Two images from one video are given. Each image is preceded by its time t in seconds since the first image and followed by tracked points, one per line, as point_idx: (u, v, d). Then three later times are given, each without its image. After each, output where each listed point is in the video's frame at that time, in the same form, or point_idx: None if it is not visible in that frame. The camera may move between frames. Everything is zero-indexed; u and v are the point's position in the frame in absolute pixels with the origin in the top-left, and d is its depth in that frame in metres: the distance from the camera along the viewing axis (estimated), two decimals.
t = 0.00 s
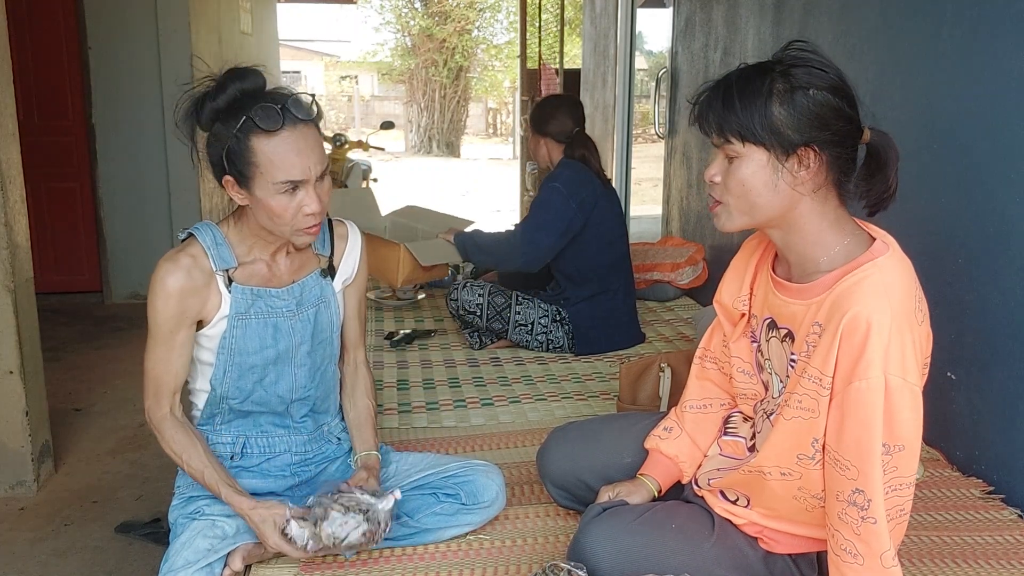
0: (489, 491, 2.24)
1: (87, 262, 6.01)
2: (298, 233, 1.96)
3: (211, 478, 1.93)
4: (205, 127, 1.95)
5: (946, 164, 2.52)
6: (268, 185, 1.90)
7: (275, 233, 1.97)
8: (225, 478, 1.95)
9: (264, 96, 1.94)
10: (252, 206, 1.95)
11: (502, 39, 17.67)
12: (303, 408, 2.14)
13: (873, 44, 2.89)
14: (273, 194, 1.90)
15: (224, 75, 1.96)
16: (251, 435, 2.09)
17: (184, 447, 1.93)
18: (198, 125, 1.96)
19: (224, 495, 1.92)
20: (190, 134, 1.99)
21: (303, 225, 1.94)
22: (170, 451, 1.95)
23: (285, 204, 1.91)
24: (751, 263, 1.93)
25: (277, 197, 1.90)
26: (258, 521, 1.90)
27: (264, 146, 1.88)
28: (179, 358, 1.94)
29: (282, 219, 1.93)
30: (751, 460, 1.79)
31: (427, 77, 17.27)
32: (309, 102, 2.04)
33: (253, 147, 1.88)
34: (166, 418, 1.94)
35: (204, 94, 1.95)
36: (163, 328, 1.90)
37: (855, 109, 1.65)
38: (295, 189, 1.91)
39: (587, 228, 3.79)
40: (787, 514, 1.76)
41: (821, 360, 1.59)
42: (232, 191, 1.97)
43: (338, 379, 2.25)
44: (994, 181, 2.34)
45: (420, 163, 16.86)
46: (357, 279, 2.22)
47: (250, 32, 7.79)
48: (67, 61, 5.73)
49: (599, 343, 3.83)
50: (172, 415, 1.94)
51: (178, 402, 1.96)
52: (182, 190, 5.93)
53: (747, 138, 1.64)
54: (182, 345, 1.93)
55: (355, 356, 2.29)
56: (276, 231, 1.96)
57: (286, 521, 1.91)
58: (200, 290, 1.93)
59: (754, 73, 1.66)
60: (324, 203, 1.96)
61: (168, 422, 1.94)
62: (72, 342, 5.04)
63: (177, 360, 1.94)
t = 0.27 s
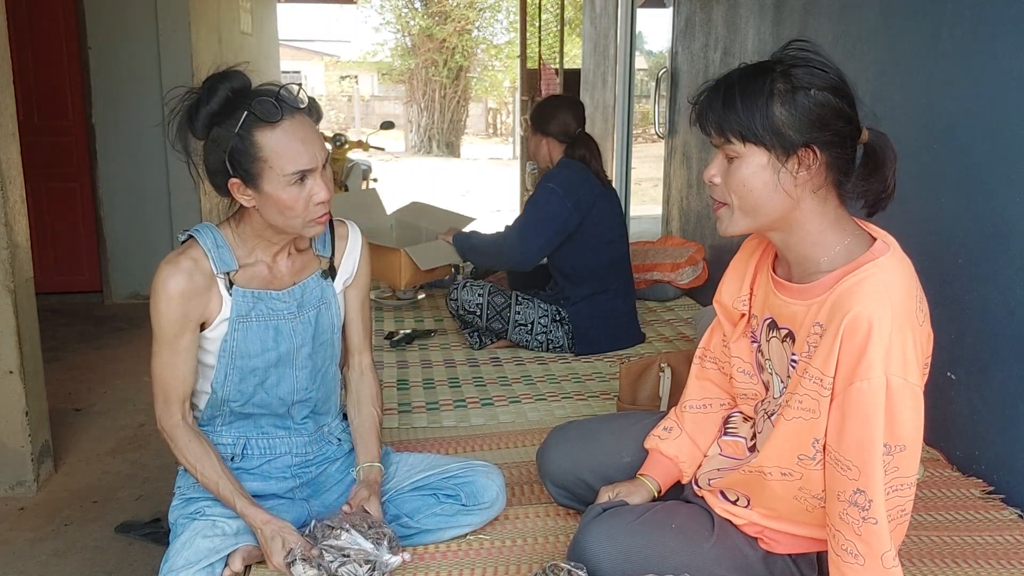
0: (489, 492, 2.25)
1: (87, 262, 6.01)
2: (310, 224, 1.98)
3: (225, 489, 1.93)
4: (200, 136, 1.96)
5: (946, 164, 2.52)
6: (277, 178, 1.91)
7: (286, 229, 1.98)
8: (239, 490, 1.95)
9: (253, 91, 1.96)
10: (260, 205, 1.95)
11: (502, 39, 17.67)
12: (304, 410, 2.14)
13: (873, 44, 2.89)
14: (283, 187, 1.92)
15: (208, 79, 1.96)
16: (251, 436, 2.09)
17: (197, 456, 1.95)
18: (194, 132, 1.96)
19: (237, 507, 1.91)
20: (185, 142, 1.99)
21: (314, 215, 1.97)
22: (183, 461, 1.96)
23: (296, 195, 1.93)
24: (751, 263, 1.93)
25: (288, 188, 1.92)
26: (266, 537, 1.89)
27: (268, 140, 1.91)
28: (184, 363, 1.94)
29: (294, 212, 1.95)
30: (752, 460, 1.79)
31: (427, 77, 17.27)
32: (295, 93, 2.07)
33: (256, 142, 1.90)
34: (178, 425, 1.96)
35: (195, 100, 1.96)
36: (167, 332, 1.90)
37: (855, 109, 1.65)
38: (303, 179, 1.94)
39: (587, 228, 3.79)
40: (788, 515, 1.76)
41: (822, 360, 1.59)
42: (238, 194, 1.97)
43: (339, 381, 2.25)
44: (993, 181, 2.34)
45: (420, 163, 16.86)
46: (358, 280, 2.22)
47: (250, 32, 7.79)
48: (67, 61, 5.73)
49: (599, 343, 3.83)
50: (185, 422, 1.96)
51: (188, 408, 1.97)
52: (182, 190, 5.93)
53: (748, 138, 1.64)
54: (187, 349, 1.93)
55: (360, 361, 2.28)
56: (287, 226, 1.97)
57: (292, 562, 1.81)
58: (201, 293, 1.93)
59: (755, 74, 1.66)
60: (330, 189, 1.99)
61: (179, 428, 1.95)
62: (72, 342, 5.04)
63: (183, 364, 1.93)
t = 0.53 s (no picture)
0: (489, 492, 2.25)
1: (87, 262, 6.01)
2: (309, 224, 1.98)
3: (224, 493, 1.93)
4: (201, 133, 1.96)
5: (946, 165, 2.53)
6: (279, 176, 1.92)
7: (285, 228, 1.98)
8: (238, 495, 1.94)
9: (256, 89, 1.96)
10: (260, 203, 1.96)
11: (502, 39, 17.67)
12: (303, 411, 2.14)
13: (873, 44, 2.90)
14: (285, 185, 1.93)
15: (211, 76, 1.96)
16: (251, 436, 2.10)
17: (198, 460, 1.95)
18: (193, 131, 1.96)
19: (235, 510, 1.92)
20: (182, 141, 1.99)
21: (314, 214, 1.97)
22: (182, 462, 1.96)
23: (297, 194, 1.94)
24: (748, 263, 1.93)
25: (289, 187, 1.93)
26: (263, 537, 1.88)
27: (271, 138, 1.92)
28: (184, 365, 1.94)
29: (294, 210, 1.95)
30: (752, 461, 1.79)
31: (427, 77, 17.27)
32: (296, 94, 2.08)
33: (260, 139, 1.91)
34: (177, 427, 1.95)
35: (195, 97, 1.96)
36: (166, 333, 1.90)
37: (852, 109, 1.65)
38: (304, 177, 1.94)
39: (587, 228, 3.79)
40: (788, 515, 1.76)
41: (820, 360, 1.59)
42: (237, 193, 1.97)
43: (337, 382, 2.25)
44: (993, 182, 2.34)
45: (420, 163, 16.86)
46: (357, 281, 2.22)
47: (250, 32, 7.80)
48: (67, 61, 5.73)
49: (599, 343, 3.84)
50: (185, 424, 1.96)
51: (188, 410, 1.97)
52: (182, 190, 5.93)
53: (745, 138, 1.64)
54: (186, 350, 1.93)
55: (355, 365, 2.28)
56: (286, 225, 1.97)
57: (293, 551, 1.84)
58: (199, 294, 1.93)
59: (752, 74, 1.66)
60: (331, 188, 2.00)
61: (179, 430, 1.95)
62: (72, 342, 5.05)
63: (182, 364, 1.94)
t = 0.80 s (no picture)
0: (489, 492, 2.25)
1: (87, 262, 6.01)
2: (309, 221, 1.98)
3: (229, 494, 1.93)
4: (203, 131, 1.95)
5: (945, 164, 2.53)
6: (280, 173, 1.92)
7: (285, 227, 1.98)
8: (240, 496, 1.94)
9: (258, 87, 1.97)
10: (260, 201, 1.95)
11: (502, 39, 17.66)
12: (302, 410, 2.14)
13: (873, 44, 2.90)
14: (286, 182, 1.93)
15: (211, 75, 1.96)
16: (250, 436, 2.10)
17: (202, 460, 1.94)
18: (196, 126, 1.96)
19: (239, 512, 1.91)
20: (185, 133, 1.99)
21: (314, 212, 1.97)
22: (186, 462, 1.96)
23: (298, 191, 1.94)
24: (734, 262, 1.93)
25: (291, 184, 1.93)
26: (267, 544, 1.88)
27: (274, 135, 1.92)
28: (187, 364, 1.94)
29: (294, 208, 1.95)
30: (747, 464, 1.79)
31: (427, 77, 17.26)
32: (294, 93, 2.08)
33: (262, 137, 1.91)
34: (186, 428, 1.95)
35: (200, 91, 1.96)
36: (168, 332, 1.90)
37: (875, 129, 1.65)
38: (305, 175, 1.94)
39: (587, 228, 3.80)
40: (785, 515, 1.76)
41: (807, 361, 1.59)
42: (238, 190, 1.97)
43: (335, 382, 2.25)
44: (993, 181, 2.34)
45: (420, 163, 16.86)
46: (355, 280, 2.21)
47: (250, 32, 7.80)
48: (67, 61, 5.73)
49: (599, 343, 3.84)
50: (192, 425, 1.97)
51: (194, 410, 1.98)
52: (182, 190, 5.93)
53: (767, 112, 1.64)
54: (187, 349, 1.93)
55: (355, 366, 2.28)
56: (287, 223, 1.97)
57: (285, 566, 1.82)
58: (199, 293, 1.93)
59: (802, 57, 1.65)
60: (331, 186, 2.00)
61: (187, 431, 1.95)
62: (72, 342, 5.05)
63: (185, 364, 1.94)
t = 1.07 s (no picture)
0: (488, 492, 2.25)
1: (87, 263, 6.01)
2: (308, 220, 1.98)
3: (224, 496, 1.93)
4: (203, 130, 1.96)
5: (946, 164, 2.52)
6: (280, 171, 1.92)
7: (284, 226, 1.97)
8: (238, 497, 1.94)
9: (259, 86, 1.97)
10: (259, 199, 1.95)
11: (502, 40, 17.66)
12: (302, 410, 2.14)
13: (873, 44, 2.90)
14: (285, 180, 1.92)
15: (211, 73, 1.96)
16: (249, 435, 2.10)
17: (203, 461, 1.94)
18: (196, 124, 1.96)
19: (235, 514, 1.92)
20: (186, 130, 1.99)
21: (313, 210, 1.97)
22: (186, 462, 1.96)
23: (297, 189, 1.93)
24: (733, 262, 1.93)
25: (290, 182, 1.93)
26: (264, 544, 1.88)
27: (274, 132, 1.92)
28: (185, 363, 1.94)
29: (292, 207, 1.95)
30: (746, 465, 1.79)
31: (427, 77, 17.26)
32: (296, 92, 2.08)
33: (262, 135, 1.91)
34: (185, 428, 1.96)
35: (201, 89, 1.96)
36: (167, 331, 1.91)
37: (871, 128, 1.65)
38: (305, 174, 1.94)
39: (587, 228, 3.80)
40: (784, 516, 1.76)
41: (804, 362, 1.59)
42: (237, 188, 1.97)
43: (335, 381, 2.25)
44: (994, 181, 2.34)
45: (420, 163, 16.86)
46: (354, 280, 2.21)
47: (250, 32, 7.80)
48: (67, 61, 5.73)
49: (599, 343, 3.84)
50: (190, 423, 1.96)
51: (193, 409, 1.97)
52: (182, 190, 5.93)
53: (765, 113, 1.64)
54: (186, 348, 1.93)
55: (355, 365, 2.27)
56: (287, 222, 1.96)
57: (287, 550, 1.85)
58: (197, 293, 1.94)
59: (799, 57, 1.64)
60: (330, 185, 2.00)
61: (185, 431, 1.95)
62: (72, 342, 5.05)
63: (185, 363, 1.94)
